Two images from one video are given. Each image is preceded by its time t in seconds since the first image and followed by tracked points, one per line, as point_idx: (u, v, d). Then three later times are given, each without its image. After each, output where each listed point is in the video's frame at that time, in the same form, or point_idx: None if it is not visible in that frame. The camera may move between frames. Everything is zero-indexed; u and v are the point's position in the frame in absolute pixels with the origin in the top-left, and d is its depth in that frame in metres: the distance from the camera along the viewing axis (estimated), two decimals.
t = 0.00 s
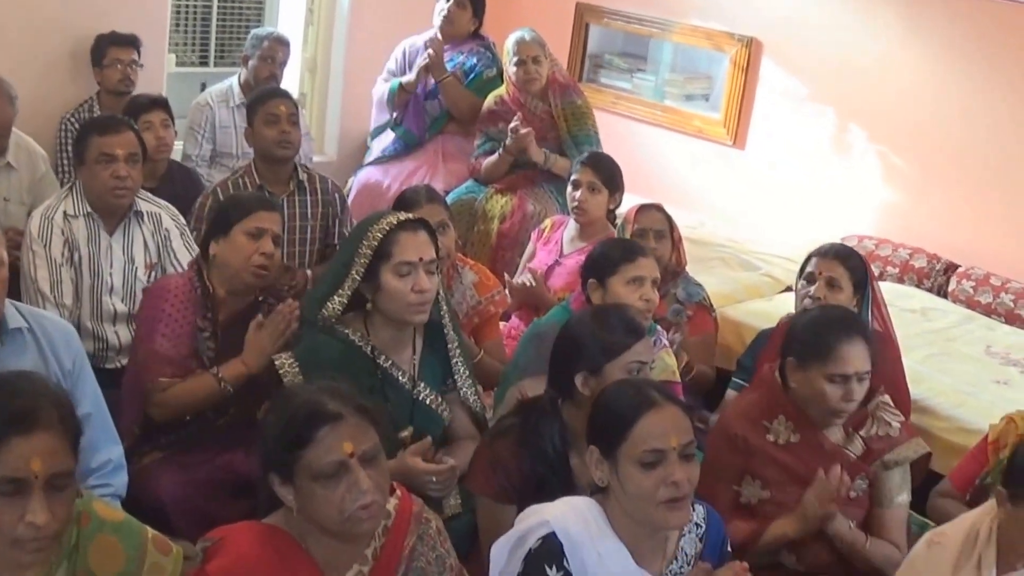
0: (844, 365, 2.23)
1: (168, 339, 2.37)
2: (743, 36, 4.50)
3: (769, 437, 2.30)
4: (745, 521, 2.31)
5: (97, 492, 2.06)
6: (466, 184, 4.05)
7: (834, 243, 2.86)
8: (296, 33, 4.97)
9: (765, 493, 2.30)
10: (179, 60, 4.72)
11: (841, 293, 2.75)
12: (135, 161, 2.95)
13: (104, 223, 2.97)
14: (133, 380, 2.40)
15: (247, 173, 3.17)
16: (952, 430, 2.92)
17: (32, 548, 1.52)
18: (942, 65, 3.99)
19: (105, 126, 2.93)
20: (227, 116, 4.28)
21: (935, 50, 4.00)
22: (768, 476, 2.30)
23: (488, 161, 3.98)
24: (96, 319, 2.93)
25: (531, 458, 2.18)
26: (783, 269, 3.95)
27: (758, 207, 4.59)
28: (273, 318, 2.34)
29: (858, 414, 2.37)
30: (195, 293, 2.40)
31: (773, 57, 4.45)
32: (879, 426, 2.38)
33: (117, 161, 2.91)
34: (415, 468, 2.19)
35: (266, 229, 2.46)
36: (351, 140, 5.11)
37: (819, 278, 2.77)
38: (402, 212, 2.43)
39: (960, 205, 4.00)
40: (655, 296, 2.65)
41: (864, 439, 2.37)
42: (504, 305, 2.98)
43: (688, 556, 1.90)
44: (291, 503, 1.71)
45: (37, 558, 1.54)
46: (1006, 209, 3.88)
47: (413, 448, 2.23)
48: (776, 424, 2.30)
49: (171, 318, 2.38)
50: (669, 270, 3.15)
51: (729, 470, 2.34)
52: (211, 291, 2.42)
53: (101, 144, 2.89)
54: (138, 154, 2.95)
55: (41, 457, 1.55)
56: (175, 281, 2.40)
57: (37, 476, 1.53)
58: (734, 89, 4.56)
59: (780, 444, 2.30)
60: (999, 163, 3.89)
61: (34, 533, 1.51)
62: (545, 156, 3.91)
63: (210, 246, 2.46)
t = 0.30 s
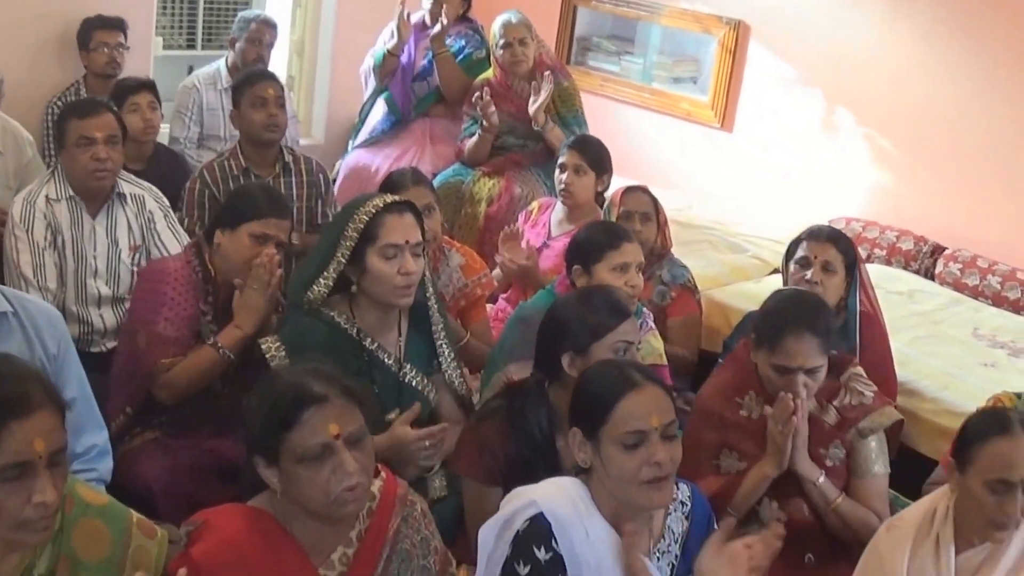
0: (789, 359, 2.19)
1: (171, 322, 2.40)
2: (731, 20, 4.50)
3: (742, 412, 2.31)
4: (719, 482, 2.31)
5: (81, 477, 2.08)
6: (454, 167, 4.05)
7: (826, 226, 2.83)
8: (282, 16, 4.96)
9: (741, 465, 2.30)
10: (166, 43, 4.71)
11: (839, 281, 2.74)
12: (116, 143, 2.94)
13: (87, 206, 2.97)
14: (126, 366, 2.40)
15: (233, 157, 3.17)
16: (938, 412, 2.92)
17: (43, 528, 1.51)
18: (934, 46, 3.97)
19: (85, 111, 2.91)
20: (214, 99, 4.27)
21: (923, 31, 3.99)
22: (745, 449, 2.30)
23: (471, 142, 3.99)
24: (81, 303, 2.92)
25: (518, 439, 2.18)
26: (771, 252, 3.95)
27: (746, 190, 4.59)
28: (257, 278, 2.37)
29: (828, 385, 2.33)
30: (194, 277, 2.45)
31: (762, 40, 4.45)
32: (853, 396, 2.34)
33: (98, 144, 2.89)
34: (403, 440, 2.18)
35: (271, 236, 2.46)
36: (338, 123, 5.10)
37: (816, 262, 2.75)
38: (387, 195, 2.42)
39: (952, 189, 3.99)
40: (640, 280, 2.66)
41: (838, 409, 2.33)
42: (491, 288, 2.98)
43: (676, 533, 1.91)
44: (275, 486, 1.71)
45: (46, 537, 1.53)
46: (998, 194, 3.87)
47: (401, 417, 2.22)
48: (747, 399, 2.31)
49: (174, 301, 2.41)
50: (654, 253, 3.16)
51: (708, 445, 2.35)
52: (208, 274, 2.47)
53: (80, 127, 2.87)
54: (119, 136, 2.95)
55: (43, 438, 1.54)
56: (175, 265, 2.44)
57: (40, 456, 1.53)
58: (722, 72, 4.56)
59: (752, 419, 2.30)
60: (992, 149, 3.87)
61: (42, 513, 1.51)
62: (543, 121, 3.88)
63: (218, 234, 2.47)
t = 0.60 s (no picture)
0: (772, 341, 2.20)
1: (165, 302, 2.40)
2: None
3: (731, 385, 2.33)
4: (706, 452, 2.31)
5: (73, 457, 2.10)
6: (442, 146, 4.07)
7: (817, 205, 2.83)
8: None
9: (730, 436, 2.32)
10: (154, 23, 4.70)
11: (835, 262, 2.74)
12: (101, 122, 2.93)
13: (75, 185, 2.97)
14: (116, 343, 2.43)
15: (221, 136, 3.17)
16: (926, 391, 2.92)
17: (13, 509, 1.51)
18: (925, 24, 3.97)
19: (70, 90, 2.91)
20: (203, 79, 4.26)
21: (913, 10, 3.99)
22: (734, 421, 2.32)
23: (462, 124, 4.01)
24: (68, 282, 2.92)
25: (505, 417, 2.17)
26: (758, 231, 3.95)
27: (735, 170, 4.59)
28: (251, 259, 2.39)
29: (817, 357, 2.32)
30: (191, 255, 2.46)
31: (751, 20, 4.46)
32: (842, 367, 2.32)
33: (84, 123, 2.89)
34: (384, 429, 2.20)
35: (257, 216, 2.47)
36: (327, 103, 5.10)
37: (817, 243, 2.72)
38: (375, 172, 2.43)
39: (945, 166, 3.98)
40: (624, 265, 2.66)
41: (827, 381, 2.31)
42: (479, 267, 2.99)
43: (663, 515, 1.87)
44: (264, 465, 1.67)
45: (18, 519, 1.52)
46: (992, 171, 3.87)
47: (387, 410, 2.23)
48: (735, 372, 2.33)
49: (171, 280, 2.41)
50: (642, 233, 3.18)
51: (698, 417, 2.36)
52: (204, 251, 2.48)
53: (66, 107, 2.88)
54: (105, 115, 2.94)
55: (16, 418, 1.53)
56: (171, 242, 2.44)
57: (12, 438, 1.52)
58: (711, 50, 4.56)
59: (741, 392, 2.32)
60: (985, 127, 3.87)
61: (13, 495, 1.50)
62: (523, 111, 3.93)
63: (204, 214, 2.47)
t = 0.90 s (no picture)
0: (766, 315, 2.20)
1: (154, 283, 2.38)
2: None
3: (725, 359, 2.32)
4: (698, 426, 2.32)
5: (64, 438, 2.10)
6: (432, 126, 4.08)
7: (808, 185, 2.81)
8: None
9: (723, 410, 2.33)
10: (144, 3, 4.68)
11: (826, 242, 2.73)
12: (95, 102, 2.94)
13: (66, 165, 2.96)
14: (105, 325, 2.41)
15: (211, 116, 3.17)
16: (914, 369, 2.93)
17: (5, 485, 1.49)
18: (921, 1, 3.96)
19: (64, 70, 2.93)
20: (192, 58, 4.26)
21: None
22: (727, 395, 2.33)
23: (449, 101, 4.03)
24: (59, 262, 2.91)
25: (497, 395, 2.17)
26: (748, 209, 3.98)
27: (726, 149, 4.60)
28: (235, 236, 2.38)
29: (812, 335, 2.31)
30: (175, 234, 2.44)
31: None
32: (836, 345, 2.32)
33: (78, 102, 2.90)
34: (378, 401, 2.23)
35: (235, 189, 2.45)
36: (318, 81, 5.09)
37: (809, 224, 2.71)
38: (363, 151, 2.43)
39: (941, 143, 3.97)
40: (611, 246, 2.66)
41: (820, 359, 2.31)
42: (469, 246, 3.00)
43: (651, 489, 1.89)
44: (251, 443, 1.66)
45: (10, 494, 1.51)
46: (989, 148, 3.85)
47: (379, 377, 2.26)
48: (730, 347, 2.32)
49: (157, 261, 2.39)
50: (632, 212, 3.19)
51: (692, 390, 2.37)
52: (187, 230, 2.47)
53: (59, 86, 2.88)
54: (99, 96, 2.95)
55: (8, 394, 1.52)
56: (155, 222, 2.42)
57: (4, 413, 1.51)
58: (701, 29, 4.55)
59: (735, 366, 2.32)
60: (982, 105, 3.85)
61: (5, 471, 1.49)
62: (519, 81, 3.95)
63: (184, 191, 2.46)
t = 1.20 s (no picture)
0: (762, 298, 2.18)
1: (131, 268, 2.41)
2: None
3: (717, 339, 2.32)
4: (689, 407, 2.30)
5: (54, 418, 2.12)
6: (425, 106, 4.09)
7: (801, 164, 2.80)
8: None
9: (715, 389, 2.32)
10: None
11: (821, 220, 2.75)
12: (87, 82, 2.94)
13: (57, 144, 2.96)
14: (94, 310, 2.43)
15: (201, 96, 3.16)
16: (903, 348, 2.94)
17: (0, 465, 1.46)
18: None
19: (58, 49, 2.90)
20: (184, 39, 4.25)
21: None
22: (719, 373, 2.32)
23: (445, 81, 4.02)
24: (50, 242, 2.92)
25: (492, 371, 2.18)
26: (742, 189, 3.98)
27: (718, 130, 4.60)
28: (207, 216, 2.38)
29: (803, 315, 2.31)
30: (149, 216, 2.46)
31: None
32: (827, 325, 2.32)
33: (70, 83, 2.89)
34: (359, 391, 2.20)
35: (203, 164, 2.47)
36: (311, 63, 5.09)
37: (807, 206, 2.71)
38: (352, 128, 2.43)
39: (937, 123, 3.96)
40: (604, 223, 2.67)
41: (811, 339, 2.31)
42: (461, 224, 2.99)
43: (639, 467, 1.89)
44: (239, 419, 1.63)
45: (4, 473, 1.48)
46: (981, 127, 3.85)
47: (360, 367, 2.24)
48: (721, 326, 2.32)
49: (133, 245, 2.42)
50: (624, 191, 3.22)
51: (682, 369, 2.35)
52: (159, 210, 2.48)
53: (53, 65, 2.87)
54: (91, 75, 2.94)
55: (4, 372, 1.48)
56: (128, 206, 2.45)
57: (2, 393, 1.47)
58: (694, 10, 4.54)
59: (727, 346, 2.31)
60: (978, 85, 3.84)
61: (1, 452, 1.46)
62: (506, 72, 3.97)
63: (152, 172, 2.48)
